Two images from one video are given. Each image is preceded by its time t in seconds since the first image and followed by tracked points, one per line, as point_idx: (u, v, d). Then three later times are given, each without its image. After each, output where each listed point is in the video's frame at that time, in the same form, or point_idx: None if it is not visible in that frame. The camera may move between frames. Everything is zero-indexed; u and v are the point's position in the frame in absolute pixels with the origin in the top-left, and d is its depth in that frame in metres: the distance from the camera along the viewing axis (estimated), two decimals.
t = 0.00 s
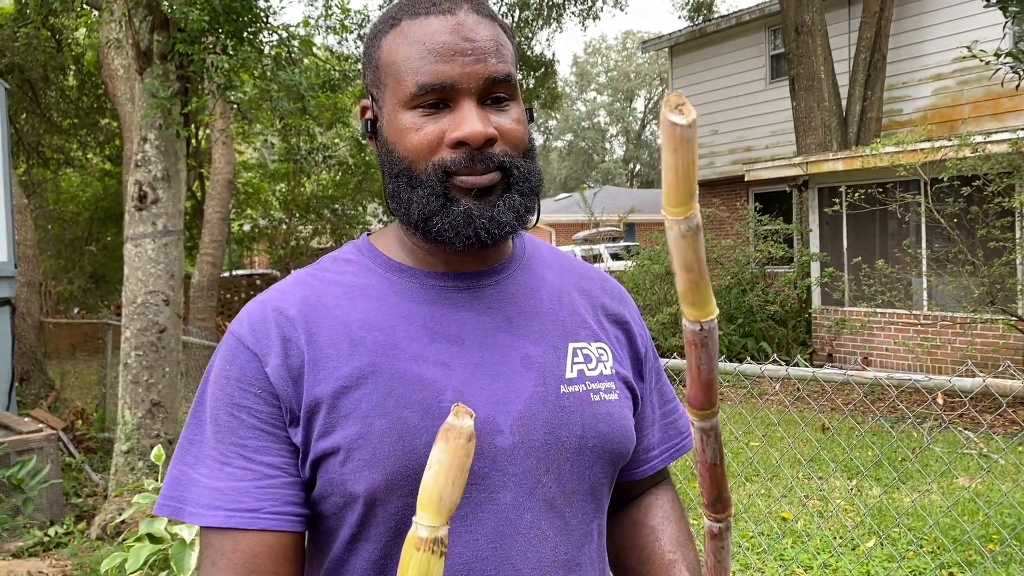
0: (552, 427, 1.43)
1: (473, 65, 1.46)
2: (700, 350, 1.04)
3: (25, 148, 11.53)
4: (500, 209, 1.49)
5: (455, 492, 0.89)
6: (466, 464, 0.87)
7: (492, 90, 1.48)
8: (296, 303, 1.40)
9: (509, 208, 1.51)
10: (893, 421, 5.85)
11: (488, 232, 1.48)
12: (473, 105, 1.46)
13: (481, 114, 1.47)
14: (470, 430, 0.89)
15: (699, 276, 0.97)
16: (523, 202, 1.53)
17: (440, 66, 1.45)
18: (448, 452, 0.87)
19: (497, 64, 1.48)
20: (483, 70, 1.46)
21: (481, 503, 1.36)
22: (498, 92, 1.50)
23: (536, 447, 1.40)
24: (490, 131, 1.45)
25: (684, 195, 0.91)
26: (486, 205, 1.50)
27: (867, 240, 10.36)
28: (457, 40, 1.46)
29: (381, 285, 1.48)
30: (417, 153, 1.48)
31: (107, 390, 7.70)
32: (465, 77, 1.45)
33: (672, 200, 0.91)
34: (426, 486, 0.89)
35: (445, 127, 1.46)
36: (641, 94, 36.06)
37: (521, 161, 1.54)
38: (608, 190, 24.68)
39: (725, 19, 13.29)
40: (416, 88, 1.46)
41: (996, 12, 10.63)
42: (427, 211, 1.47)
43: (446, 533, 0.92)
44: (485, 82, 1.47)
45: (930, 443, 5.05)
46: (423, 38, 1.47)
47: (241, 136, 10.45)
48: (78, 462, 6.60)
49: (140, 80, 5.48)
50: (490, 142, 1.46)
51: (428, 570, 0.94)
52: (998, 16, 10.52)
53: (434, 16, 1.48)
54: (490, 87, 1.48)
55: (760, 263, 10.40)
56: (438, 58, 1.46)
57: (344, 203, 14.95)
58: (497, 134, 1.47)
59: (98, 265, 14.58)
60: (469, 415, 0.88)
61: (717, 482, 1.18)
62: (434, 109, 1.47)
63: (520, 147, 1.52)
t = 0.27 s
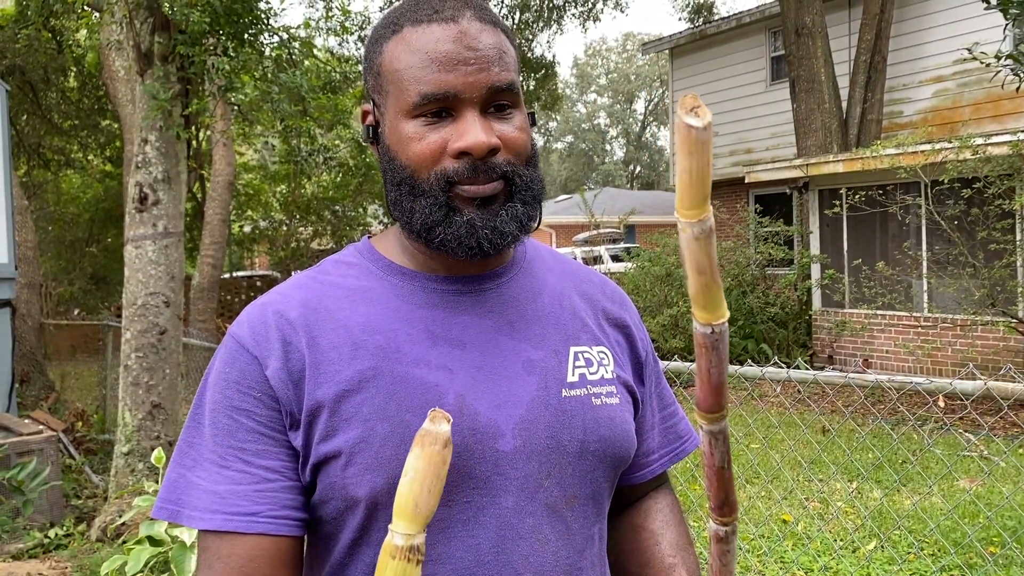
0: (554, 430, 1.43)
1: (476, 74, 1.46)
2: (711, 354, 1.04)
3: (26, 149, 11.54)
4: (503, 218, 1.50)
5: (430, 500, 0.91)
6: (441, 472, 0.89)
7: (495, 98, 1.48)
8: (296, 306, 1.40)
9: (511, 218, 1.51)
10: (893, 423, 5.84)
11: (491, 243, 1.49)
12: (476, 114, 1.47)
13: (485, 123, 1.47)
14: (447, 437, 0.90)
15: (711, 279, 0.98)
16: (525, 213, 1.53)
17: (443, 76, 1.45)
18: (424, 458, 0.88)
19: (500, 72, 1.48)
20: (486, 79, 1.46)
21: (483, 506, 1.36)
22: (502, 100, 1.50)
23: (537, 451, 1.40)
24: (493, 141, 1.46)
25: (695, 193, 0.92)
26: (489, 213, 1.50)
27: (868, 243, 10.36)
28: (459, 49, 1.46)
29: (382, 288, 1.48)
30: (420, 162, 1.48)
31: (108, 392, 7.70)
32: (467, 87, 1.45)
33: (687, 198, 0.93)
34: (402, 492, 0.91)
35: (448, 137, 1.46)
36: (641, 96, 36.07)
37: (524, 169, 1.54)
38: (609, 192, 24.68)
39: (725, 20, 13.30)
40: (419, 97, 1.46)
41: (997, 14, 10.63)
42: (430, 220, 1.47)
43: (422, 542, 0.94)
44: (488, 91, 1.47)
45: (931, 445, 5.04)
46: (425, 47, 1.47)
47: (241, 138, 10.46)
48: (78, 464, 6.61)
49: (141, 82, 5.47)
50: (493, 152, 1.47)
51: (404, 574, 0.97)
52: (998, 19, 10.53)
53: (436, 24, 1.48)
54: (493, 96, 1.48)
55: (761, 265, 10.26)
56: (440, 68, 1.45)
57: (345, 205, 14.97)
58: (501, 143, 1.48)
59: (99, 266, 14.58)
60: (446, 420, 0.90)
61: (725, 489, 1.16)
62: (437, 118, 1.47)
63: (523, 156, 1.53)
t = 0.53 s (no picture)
0: (559, 436, 1.43)
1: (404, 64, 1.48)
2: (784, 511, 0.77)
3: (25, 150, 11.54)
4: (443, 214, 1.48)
5: (378, 497, 0.86)
6: (392, 468, 0.84)
7: (430, 87, 1.49)
8: (299, 307, 1.40)
9: (452, 219, 1.49)
10: (892, 425, 5.84)
11: (427, 243, 1.47)
12: (409, 106, 1.48)
13: (420, 113, 1.48)
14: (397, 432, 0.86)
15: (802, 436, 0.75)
16: (468, 212, 1.51)
17: (377, 69, 1.50)
18: (373, 453, 0.84)
19: (433, 61, 1.49)
20: (415, 69, 1.48)
21: (487, 512, 1.35)
22: (442, 90, 1.50)
23: (542, 457, 1.40)
24: (422, 129, 1.46)
25: (810, 230, 0.64)
26: (435, 208, 1.50)
27: (867, 245, 10.37)
28: (394, 41, 1.50)
29: (384, 291, 1.47)
30: (369, 160, 1.53)
31: (107, 393, 7.70)
32: (396, 78, 1.48)
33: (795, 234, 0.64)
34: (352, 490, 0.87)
35: (383, 131, 1.49)
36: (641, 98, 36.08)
37: (475, 161, 1.52)
38: (608, 194, 24.67)
39: (725, 23, 13.29)
40: (362, 96, 1.51)
41: (996, 16, 10.64)
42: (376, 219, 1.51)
43: (373, 538, 0.90)
44: (420, 79, 1.48)
45: (930, 447, 5.04)
46: (368, 45, 1.53)
47: (241, 139, 10.47)
48: (77, 466, 6.59)
49: (140, 83, 5.47)
50: (424, 142, 1.47)
51: (356, 571, 0.92)
52: (998, 21, 10.54)
53: (380, 25, 1.54)
54: (427, 85, 1.49)
55: (760, 267, 10.33)
56: (378, 61, 1.50)
57: (344, 206, 14.97)
58: (437, 133, 1.48)
59: (98, 268, 14.57)
60: (397, 415, 0.86)
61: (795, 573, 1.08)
62: (379, 114, 1.52)
63: (469, 148, 1.51)
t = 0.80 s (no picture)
0: (551, 440, 1.44)
1: (426, 67, 1.51)
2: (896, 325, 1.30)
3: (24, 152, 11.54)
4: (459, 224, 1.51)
5: (321, 479, 1.06)
6: (333, 450, 1.04)
7: (451, 91, 1.52)
8: (288, 317, 1.41)
9: (467, 225, 1.52)
10: (890, 427, 5.86)
11: (445, 249, 1.49)
12: (429, 110, 1.51)
13: (440, 118, 1.51)
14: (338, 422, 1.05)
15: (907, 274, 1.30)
16: (484, 218, 1.53)
17: (395, 71, 1.52)
18: (315, 441, 1.04)
19: (455, 66, 1.52)
20: (438, 72, 1.51)
21: (481, 517, 1.37)
22: (461, 96, 1.53)
23: (534, 460, 1.41)
24: (444, 134, 1.49)
25: (930, 103, 1.25)
26: (448, 212, 1.53)
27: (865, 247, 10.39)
28: (413, 45, 1.53)
29: (376, 297, 1.48)
30: (381, 162, 1.54)
31: (105, 395, 7.70)
32: (417, 81, 1.51)
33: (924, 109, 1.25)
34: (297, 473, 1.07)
35: (402, 133, 1.51)
36: (639, 100, 36.07)
37: (491, 168, 1.55)
38: (607, 195, 24.66)
39: (723, 25, 13.32)
40: (378, 96, 1.53)
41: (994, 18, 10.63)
42: (387, 222, 1.53)
43: (316, 518, 1.09)
44: (442, 84, 1.52)
45: (928, 449, 5.05)
46: (382, 46, 1.55)
47: (239, 140, 10.47)
48: (75, 467, 6.59)
49: (139, 85, 5.47)
50: (446, 146, 1.50)
51: (301, 551, 1.11)
52: (995, 23, 10.57)
53: (397, 26, 1.56)
54: (449, 90, 1.52)
55: (758, 269, 10.38)
56: (394, 63, 1.53)
57: (343, 208, 14.97)
58: (456, 139, 1.51)
59: (96, 269, 14.57)
60: (337, 407, 1.05)
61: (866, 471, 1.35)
62: (394, 116, 1.54)
63: (487, 154, 1.54)
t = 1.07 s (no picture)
0: (545, 440, 1.44)
1: (418, 94, 1.49)
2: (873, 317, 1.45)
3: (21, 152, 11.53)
4: (451, 245, 1.51)
5: (280, 486, 1.10)
6: (293, 457, 1.09)
7: (444, 117, 1.50)
8: (283, 318, 1.41)
9: (461, 246, 1.52)
10: (887, 428, 5.87)
11: (437, 268, 1.49)
12: (422, 136, 1.50)
13: (433, 144, 1.50)
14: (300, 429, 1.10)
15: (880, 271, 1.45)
16: (477, 239, 1.53)
17: (386, 97, 1.49)
18: (275, 447, 1.08)
19: (448, 92, 1.49)
20: (429, 99, 1.49)
21: (474, 518, 1.37)
22: (454, 120, 1.51)
23: (529, 461, 1.41)
24: (437, 164, 1.49)
25: (895, 117, 1.43)
26: (442, 234, 1.52)
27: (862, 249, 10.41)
28: (405, 70, 1.49)
29: (371, 298, 1.48)
30: (374, 183, 1.54)
31: (102, 397, 7.68)
32: (410, 108, 1.48)
33: (890, 124, 1.44)
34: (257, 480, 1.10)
35: (395, 159, 1.50)
36: (637, 101, 36.08)
37: (485, 188, 1.55)
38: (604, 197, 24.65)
39: (720, 26, 13.33)
40: (369, 120, 1.51)
41: (989, 22, 10.72)
42: (380, 240, 1.52)
43: (277, 527, 1.12)
44: (435, 111, 1.49)
45: (924, 450, 5.05)
46: (372, 68, 1.52)
47: (237, 141, 10.46)
48: (72, 469, 6.58)
49: (136, 86, 5.48)
50: (439, 174, 1.50)
51: (261, 561, 1.13)
52: (992, 25, 10.60)
53: (388, 44, 1.52)
54: (441, 116, 1.50)
55: (756, 270, 10.42)
56: (385, 88, 1.50)
57: (340, 209, 14.96)
58: (449, 166, 1.50)
59: (93, 270, 14.56)
60: (298, 413, 1.10)
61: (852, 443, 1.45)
62: (387, 140, 1.52)
63: (480, 176, 1.54)
